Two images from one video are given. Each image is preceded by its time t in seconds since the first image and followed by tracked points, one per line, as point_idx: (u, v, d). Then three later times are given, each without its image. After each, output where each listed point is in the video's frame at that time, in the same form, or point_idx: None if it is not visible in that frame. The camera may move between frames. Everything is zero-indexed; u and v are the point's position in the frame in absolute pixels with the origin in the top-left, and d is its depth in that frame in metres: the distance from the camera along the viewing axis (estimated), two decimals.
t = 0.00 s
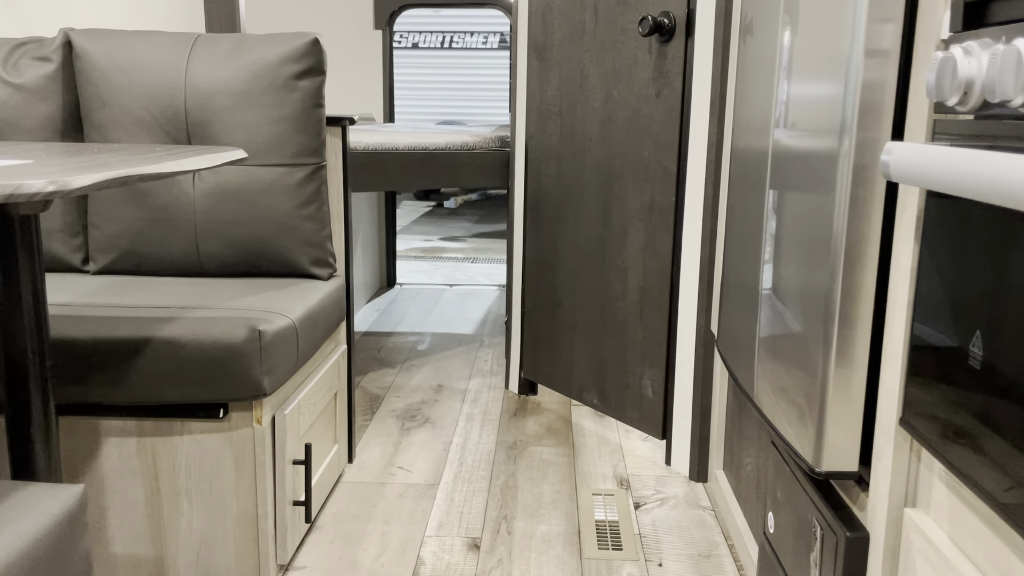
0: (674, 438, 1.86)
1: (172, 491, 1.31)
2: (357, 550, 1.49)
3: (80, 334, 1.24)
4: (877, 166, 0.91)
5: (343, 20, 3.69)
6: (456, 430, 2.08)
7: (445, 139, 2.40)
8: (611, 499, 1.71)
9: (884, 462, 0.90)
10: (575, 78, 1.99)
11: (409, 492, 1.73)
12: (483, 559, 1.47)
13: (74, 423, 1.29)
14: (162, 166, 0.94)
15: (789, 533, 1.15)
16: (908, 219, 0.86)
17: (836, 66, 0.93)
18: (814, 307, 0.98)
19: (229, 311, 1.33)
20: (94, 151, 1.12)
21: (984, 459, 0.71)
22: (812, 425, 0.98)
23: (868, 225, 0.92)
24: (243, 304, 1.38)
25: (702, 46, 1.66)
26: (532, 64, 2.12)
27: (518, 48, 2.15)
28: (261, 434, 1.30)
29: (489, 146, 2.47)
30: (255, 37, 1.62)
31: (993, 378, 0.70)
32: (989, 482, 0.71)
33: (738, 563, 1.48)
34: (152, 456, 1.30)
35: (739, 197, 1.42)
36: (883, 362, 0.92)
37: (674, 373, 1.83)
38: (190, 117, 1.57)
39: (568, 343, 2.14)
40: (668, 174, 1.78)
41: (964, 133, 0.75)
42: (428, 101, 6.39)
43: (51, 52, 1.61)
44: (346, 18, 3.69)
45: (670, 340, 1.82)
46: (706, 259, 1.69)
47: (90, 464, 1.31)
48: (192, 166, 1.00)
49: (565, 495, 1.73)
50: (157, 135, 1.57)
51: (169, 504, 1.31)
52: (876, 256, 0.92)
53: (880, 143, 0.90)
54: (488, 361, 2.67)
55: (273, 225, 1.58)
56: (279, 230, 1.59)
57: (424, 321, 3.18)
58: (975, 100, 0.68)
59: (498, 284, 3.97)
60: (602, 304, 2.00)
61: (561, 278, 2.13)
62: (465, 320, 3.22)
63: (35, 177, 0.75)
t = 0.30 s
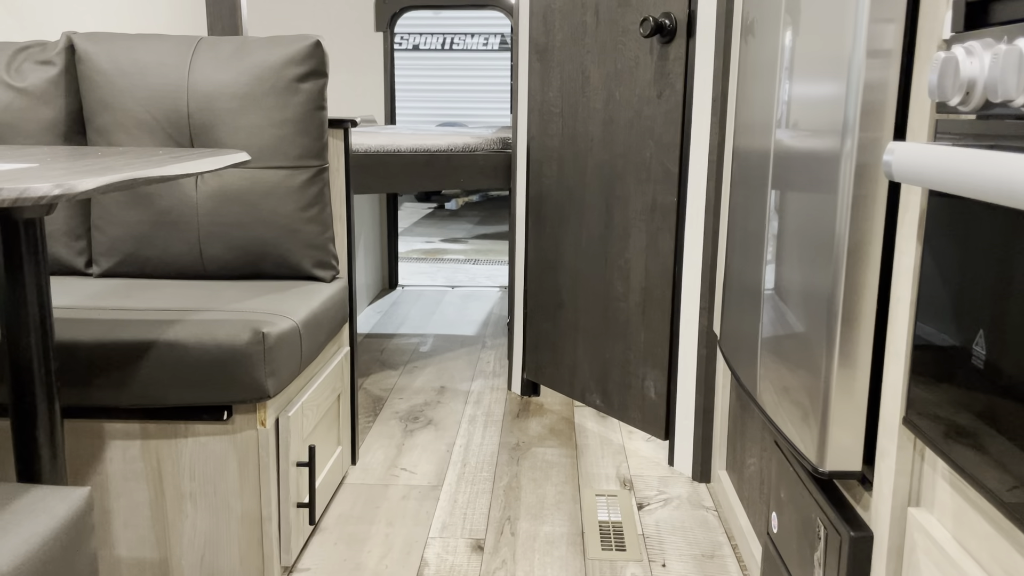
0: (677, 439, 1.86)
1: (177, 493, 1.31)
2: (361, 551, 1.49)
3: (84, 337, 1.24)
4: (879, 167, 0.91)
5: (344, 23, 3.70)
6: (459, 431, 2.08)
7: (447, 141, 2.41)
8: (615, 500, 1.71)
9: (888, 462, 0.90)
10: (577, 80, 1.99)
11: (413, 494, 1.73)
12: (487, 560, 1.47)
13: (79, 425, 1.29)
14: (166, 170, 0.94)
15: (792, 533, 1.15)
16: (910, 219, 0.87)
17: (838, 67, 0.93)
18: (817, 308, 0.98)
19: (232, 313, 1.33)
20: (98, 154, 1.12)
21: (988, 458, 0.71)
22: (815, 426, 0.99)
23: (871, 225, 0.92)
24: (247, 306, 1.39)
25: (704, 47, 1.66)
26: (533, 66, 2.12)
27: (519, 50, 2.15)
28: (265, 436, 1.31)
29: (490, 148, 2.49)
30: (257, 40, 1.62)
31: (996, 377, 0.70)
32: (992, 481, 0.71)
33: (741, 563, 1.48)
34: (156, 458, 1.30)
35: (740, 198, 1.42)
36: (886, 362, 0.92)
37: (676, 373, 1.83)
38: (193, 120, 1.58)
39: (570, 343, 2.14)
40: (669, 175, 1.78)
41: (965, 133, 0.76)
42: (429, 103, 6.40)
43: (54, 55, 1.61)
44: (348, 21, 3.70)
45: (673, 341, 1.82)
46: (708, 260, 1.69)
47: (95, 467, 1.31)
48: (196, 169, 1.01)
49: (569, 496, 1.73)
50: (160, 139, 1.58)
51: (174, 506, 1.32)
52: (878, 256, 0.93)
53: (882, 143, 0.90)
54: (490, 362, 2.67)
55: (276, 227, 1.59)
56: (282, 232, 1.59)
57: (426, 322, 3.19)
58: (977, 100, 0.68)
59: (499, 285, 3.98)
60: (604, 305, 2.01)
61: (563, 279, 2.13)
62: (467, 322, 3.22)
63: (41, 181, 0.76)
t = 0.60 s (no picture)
0: (678, 438, 1.86)
1: (180, 494, 1.32)
2: (363, 552, 1.50)
3: (86, 338, 1.24)
4: (879, 167, 0.91)
5: (345, 24, 3.70)
6: (461, 432, 2.09)
7: (448, 142, 2.41)
8: (616, 500, 1.71)
9: (888, 461, 0.91)
10: (577, 80, 1.99)
11: (415, 494, 1.74)
12: (489, 560, 1.47)
13: (82, 427, 1.30)
14: (168, 172, 0.94)
15: (794, 532, 1.15)
16: (910, 219, 0.87)
17: (838, 67, 0.93)
18: (817, 308, 0.98)
19: (234, 315, 1.34)
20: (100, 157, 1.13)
21: (988, 457, 0.72)
22: (816, 425, 0.99)
23: (871, 226, 0.92)
24: (249, 307, 1.39)
25: (704, 48, 1.67)
26: (533, 67, 2.12)
27: (520, 51, 2.16)
28: (267, 437, 1.31)
29: (492, 148, 2.47)
30: (259, 42, 1.63)
31: (997, 377, 0.70)
32: (992, 480, 0.71)
33: (743, 562, 1.48)
34: (159, 459, 1.31)
35: (741, 198, 1.42)
36: (887, 361, 0.92)
37: (677, 374, 1.83)
38: (195, 122, 1.58)
39: (571, 344, 2.14)
40: (670, 175, 1.78)
41: (964, 133, 0.76)
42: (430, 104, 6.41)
43: (55, 58, 1.61)
44: (349, 21, 3.70)
45: (674, 341, 1.83)
46: (709, 260, 1.69)
47: (97, 468, 1.31)
48: (198, 171, 1.01)
49: (570, 496, 1.73)
50: (162, 141, 1.58)
51: (176, 507, 1.32)
52: (878, 256, 0.93)
53: (882, 144, 0.90)
54: (491, 363, 2.67)
55: (278, 229, 1.59)
56: (283, 233, 1.60)
57: (427, 323, 3.19)
58: (976, 101, 0.68)
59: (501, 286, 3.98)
60: (605, 305, 2.01)
61: (564, 280, 2.13)
62: (468, 322, 3.22)
63: (44, 183, 0.76)
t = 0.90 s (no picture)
0: (679, 439, 1.86)
1: (183, 495, 1.32)
2: (365, 553, 1.50)
3: (90, 340, 1.25)
4: (879, 169, 0.91)
5: (346, 25, 3.71)
6: (462, 433, 2.09)
7: (449, 143, 2.41)
8: (618, 501, 1.71)
9: (890, 462, 0.91)
10: (578, 82, 2.00)
11: (416, 496, 1.74)
12: (491, 561, 1.48)
13: (86, 428, 1.30)
14: (171, 174, 0.95)
15: (795, 532, 1.15)
16: (911, 221, 0.87)
17: (838, 70, 0.94)
18: (818, 309, 0.99)
19: (237, 316, 1.34)
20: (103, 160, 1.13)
21: (988, 457, 0.72)
22: (817, 427, 0.99)
23: (871, 228, 0.93)
24: (251, 309, 1.39)
25: (704, 50, 1.67)
26: (534, 69, 2.13)
27: (521, 52, 2.16)
28: (270, 439, 1.31)
29: (493, 150, 2.47)
30: (261, 44, 1.63)
31: (997, 378, 0.70)
32: (993, 480, 0.71)
33: (744, 563, 1.49)
34: (162, 460, 1.31)
35: (742, 200, 1.42)
36: (888, 362, 0.93)
37: (679, 375, 1.84)
38: (197, 124, 1.59)
39: (572, 345, 2.14)
40: (671, 176, 1.79)
41: (964, 136, 0.76)
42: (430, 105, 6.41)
43: (58, 60, 1.62)
44: (349, 23, 3.71)
45: (675, 341, 1.83)
46: (710, 262, 1.70)
47: (101, 469, 1.32)
48: (201, 173, 1.01)
49: (572, 497, 1.74)
50: (164, 143, 1.59)
51: (179, 508, 1.32)
52: (879, 257, 0.93)
53: (883, 145, 0.91)
54: (493, 364, 2.68)
55: (279, 230, 1.60)
56: (285, 235, 1.60)
57: (428, 324, 3.20)
58: (976, 104, 0.69)
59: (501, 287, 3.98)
60: (606, 306, 2.01)
61: (565, 281, 2.14)
62: (469, 324, 3.23)
63: (50, 187, 0.76)
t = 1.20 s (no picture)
0: (679, 440, 1.86)
1: (184, 496, 1.32)
2: (366, 554, 1.50)
3: (91, 341, 1.25)
4: (879, 169, 0.92)
5: (346, 26, 3.71)
6: (463, 434, 2.09)
7: (449, 145, 2.42)
8: (618, 501, 1.72)
9: (889, 462, 0.91)
10: (578, 83, 2.00)
11: (416, 496, 1.74)
12: (491, 561, 1.48)
13: (87, 429, 1.30)
14: (172, 175, 0.95)
15: (795, 533, 1.15)
16: (910, 221, 0.87)
17: (838, 71, 0.94)
18: (818, 310, 0.99)
19: (237, 317, 1.34)
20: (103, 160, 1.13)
21: (988, 458, 0.72)
22: (817, 427, 0.99)
23: (871, 229, 0.93)
24: (251, 310, 1.40)
25: (704, 51, 1.68)
26: (535, 70, 2.13)
27: (521, 53, 2.16)
28: (271, 439, 1.32)
29: (493, 150, 2.47)
30: (261, 46, 1.64)
31: (997, 378, 0.71)
32: (992, 481, 0.72)
33: (744, 564, 1.49)
34: (163, 461, 1.31)
35: (742, 201, 1.42)
36: (887, 362, 0.93)
37: (679, 375, 1.84)
38: (198, 125, 1.59)
39: (573, 346, 2.15)
40: (671, 177, 1.79)
41: (963, 137, 0.77)
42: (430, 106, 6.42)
43: (59, 61, 1.62)
44: (350, 24, 3.71)
45: (675, 342, 1.83)
46: (710, 263, 1.70)
47: (101, 470, 1.32)
48: (202, 174, 1.02)
49: (572, 497, 1.74)
50: (165, 144, 1.59)
51: (180, 508, 1.33)
52: (879, 258, 0.94)
53: (882, 147, 0.91)
54: (493, 365, 2.68)
55: (280, 231, 1.60)
56: (286, 236, 1.60)
57: (428, 325, 3.20)
58: (975, 105, 0.69)
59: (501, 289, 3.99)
60: (607, 307, 2.01)
61: (565, 282, 2.14)
62: (469, 324, 3.23)
63: (51, 188, 0.77)
